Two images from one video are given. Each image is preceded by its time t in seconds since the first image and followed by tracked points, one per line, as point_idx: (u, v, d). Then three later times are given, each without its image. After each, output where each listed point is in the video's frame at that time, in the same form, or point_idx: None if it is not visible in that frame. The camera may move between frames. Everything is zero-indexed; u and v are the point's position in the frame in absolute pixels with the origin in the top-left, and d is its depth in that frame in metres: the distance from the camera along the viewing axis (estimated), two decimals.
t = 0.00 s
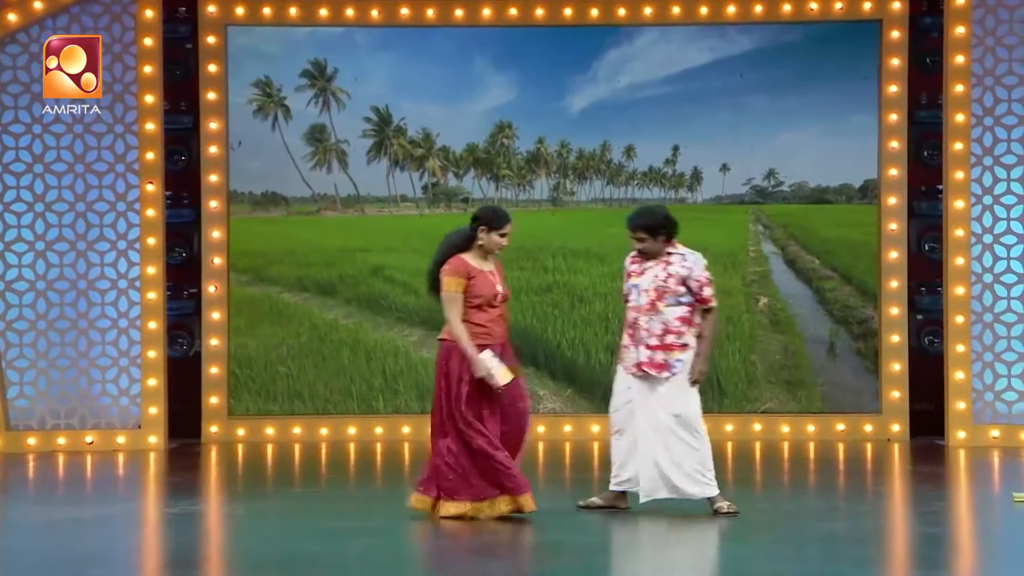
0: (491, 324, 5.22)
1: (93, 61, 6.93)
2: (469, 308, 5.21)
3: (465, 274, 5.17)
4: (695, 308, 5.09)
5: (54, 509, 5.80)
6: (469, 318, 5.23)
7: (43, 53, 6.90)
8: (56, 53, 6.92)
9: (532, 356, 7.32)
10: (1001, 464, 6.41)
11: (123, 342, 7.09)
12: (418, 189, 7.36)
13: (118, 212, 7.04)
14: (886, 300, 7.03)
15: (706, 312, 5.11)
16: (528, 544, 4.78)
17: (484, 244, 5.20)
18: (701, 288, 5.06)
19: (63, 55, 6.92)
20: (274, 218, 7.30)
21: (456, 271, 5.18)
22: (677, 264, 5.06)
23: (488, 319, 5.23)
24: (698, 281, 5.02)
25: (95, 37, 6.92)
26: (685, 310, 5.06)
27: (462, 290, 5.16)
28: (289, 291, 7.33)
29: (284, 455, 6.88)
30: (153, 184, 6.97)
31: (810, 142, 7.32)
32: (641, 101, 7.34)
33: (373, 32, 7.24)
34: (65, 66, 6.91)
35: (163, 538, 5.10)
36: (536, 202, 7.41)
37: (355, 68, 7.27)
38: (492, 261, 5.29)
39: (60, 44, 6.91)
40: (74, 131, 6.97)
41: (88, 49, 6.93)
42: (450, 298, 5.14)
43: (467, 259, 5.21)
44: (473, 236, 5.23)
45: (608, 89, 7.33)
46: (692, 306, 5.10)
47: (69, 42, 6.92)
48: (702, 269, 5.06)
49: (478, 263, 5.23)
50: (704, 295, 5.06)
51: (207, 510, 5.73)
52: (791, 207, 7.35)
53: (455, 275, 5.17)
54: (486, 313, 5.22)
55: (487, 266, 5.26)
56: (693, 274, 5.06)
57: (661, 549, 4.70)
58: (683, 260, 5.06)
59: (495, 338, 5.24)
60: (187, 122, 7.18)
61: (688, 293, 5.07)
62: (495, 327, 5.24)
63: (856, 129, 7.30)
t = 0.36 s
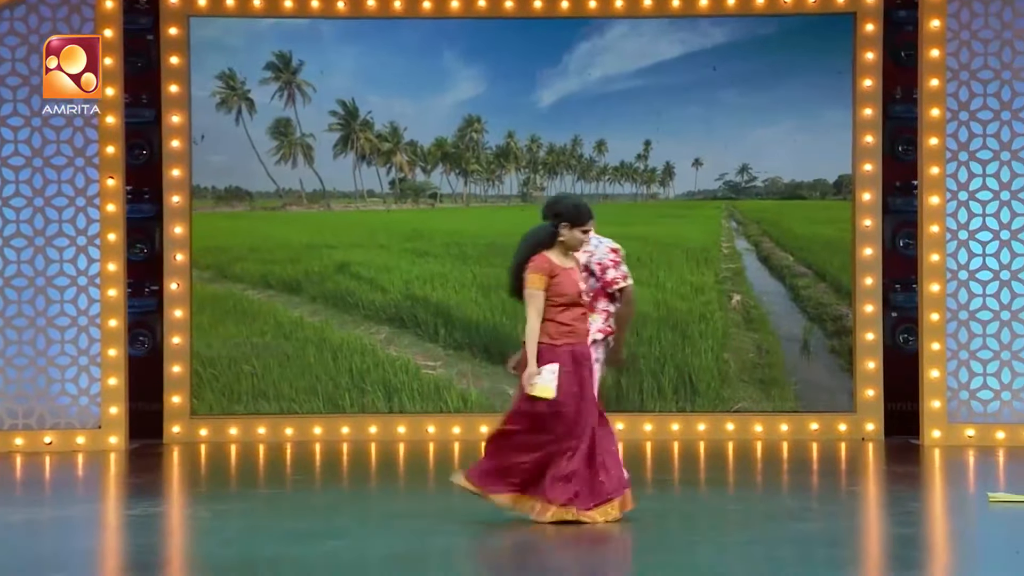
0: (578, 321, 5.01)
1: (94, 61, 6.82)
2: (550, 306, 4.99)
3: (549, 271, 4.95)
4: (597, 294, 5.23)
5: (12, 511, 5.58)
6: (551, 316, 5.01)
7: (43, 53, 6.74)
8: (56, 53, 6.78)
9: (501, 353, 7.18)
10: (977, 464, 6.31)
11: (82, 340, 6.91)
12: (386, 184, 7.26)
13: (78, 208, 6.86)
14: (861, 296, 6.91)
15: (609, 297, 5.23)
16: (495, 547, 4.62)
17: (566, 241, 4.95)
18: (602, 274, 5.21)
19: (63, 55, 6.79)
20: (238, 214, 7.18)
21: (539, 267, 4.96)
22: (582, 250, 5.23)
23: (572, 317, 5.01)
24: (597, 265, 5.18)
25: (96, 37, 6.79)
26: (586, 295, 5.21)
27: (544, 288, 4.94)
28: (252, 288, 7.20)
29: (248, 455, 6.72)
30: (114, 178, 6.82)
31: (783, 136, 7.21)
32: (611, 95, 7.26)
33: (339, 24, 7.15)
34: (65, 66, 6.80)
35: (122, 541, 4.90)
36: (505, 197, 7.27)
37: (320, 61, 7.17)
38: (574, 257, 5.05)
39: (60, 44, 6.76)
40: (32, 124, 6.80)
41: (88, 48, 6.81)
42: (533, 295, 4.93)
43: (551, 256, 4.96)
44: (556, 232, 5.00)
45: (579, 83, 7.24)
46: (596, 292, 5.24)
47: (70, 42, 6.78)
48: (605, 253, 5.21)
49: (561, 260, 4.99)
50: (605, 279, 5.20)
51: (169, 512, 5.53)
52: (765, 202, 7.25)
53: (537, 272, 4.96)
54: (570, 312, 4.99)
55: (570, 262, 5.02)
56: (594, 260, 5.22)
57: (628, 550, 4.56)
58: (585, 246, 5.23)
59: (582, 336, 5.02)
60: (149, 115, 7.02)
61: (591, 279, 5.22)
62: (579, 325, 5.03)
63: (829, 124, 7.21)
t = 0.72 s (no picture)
0: (664, 328, 4.82)
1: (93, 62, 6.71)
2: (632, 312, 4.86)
3: (627, 277, 4.83)
4: (520, 306, 4.95)
5: None
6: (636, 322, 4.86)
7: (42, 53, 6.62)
8: (55, 53, 6.64)
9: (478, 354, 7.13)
10: (959, 465, 6.23)
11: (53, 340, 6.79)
12: (361, 182, 7.19)
13: (48, 206, 6.73)
14: (842, 295, 6.83)
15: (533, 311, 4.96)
16: (475, 550, 4.45)
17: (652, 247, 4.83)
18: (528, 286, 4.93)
19: (63, 55, 6.65)
20: (211, 212, 7.09)
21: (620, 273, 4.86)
22: (508, 261, 4.93)
23: (657, 323, 4.82)
24: (523, 279, 4.88)
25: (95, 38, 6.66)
26: (509, 308, 4.94)
27: (620, 294, 4.84)
28: (226, 287, 7.10)
29: (221, 456, 6.58)
30: (85, 176, 6.68)
31: (764, 134, 7.13)
32: (590, 92, 7.17)
33: (313, 19, 7.06)
34: (65, 66, 6.65)
35: (92, 544, 4.68)
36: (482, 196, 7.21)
37: (295, 57, 7.08)
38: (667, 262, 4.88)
39: (60, 44, 6.62)
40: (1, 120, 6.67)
41: (87, 49, 6.67)
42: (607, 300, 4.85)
43: (635, 262, 4.84)
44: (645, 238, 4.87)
45: (557, 80, 7.16)
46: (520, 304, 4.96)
47: (69, 42, 6.64)
48: (533, 267, 4.90)
49: (646, 265, 4.85)
50: (530, 293, 4.92)
51: (142, 515, 5.25)
52: (744, 201, 7.17)
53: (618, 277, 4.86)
54: (654, 316, 4.82)
55: (658, 267, 4.86)
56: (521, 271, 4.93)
57: (605, 550, 4.44)
58: (514, 256, 4.93)
59: (670, 342, 4.81)
60: (120, 112, 6.96)
61: (515, 291, 4.94)
62: (669, 331, 4.82)
63: (810, 122, 7.13)
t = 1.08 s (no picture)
0: (731, 321, 4.89)
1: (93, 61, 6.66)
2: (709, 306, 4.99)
3: (701, 269, 4.97)
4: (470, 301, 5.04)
5: None
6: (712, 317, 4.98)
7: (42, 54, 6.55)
8: (55, 53, 6.57)
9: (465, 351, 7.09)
10: (946, 461, 6.23)
11: (39, 338, 6.78)
12: (348, 179, 7.18)
13: (34, 202, 6.72)
14: (829, 292, 6.84)
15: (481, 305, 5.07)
16: (463, 545, 4.42)
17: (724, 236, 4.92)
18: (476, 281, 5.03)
19: (63, 55, 6.58)
20: (199, 209, 7.07)
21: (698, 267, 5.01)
22: (455, 257, 4.99)
23: (729, 317, 4.89)
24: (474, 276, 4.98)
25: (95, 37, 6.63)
26: (459, 304, 5.01)
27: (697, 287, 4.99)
28: (212, 284, 7.09)
29: (207, 453, 6.58)
30: (71, 173, 6.65)
31: (752, 131, 7.14)
32: (578, 89, 7.17)
33: (301, 16, 7.06)
34: (65, 66, 6.59)
35: (78, 540, 4.59)
36: (470, 192, 7.21)
37: (283, 54, 7.07)
38: (749, 252, 4.91)
39: (60, 45, 6.56)
40: None
41: (87, 49, 6.63)
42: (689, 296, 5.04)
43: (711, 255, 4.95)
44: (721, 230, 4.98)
45: (545, 77, 7.16)
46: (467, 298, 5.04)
47: (69, 42, 6.58)
48: (481, 261, 5.01)
49: (723, 258, 4.93)
50: (479, 288, 5.02)
51: (130, 513, 5.16)
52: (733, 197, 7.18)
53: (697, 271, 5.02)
54: (721, 310, 4.91)
55: (739, 259, 4.91)
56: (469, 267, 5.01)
57: (593, 544, 4.43)
58: (461, 252, 5.00)
59: (730, 338, 4.89)
60: (106, 109, 6.90)
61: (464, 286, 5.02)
62: (740, 324, 4.88)
63: (798, 118, 7.13)
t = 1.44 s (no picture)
0: (748, 314, 4.86)
1: (93, 61, 6.70)
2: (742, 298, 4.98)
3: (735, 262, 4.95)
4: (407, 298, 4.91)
5: None
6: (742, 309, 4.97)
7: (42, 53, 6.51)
8: (56, 53, 6.55)
9: (448, 351, 7.08)
10: (927, 459, 6.24)
11: (21, 337, 6.75)
12: (331, 178, 7.17)
13: (15, 201, 6.70)
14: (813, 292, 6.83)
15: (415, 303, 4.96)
16: (442, 540, 4.40)
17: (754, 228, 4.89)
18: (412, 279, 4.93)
19: (63, 55, 6.57)
20: (181, 208, 7.07)
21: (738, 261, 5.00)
22: (394, 254, 4.86)
23: (746, 309, 4.87)
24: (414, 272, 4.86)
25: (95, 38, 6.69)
26: (397, 301, 4.86)
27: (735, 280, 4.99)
28: (195, 284, 7.08)
29: (189, 452, 6.57)
30: (53, 171, 6.61)
31: (735, 131, 7.15)
32: (561, 88, 7.18)
33: (284, 14, 7.05)
34: (65, 66, 6.59)
35: (57, 541, 4.46)
36: (454, 191, 7.20)
37: (266, 53, 7.06)
38: (774, 247, 4.82)
39: (60, 44, 6.54)
40: None
41: (87, 48, 6.67)
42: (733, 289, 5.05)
43: (742, 247, 4.91)
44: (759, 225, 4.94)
45: (528, 76, 7.17)
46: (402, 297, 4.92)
47: (70, 42, 6.59)
48: (418, 259, 4.91)
49: (751, 251, 4.87)
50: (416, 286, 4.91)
51: (111, 513, 5.09)
52: (716, 197, 7.18)
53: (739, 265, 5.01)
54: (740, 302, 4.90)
55: (762, 253, 4.83)
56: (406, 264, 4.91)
57: (572, 540, 4.42)
58: (400, 250, 4.88)
59: (746, 332, 4.87)
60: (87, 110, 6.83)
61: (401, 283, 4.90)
62: (753, 318, 4.84)
63: (781, 117, 7.12)
